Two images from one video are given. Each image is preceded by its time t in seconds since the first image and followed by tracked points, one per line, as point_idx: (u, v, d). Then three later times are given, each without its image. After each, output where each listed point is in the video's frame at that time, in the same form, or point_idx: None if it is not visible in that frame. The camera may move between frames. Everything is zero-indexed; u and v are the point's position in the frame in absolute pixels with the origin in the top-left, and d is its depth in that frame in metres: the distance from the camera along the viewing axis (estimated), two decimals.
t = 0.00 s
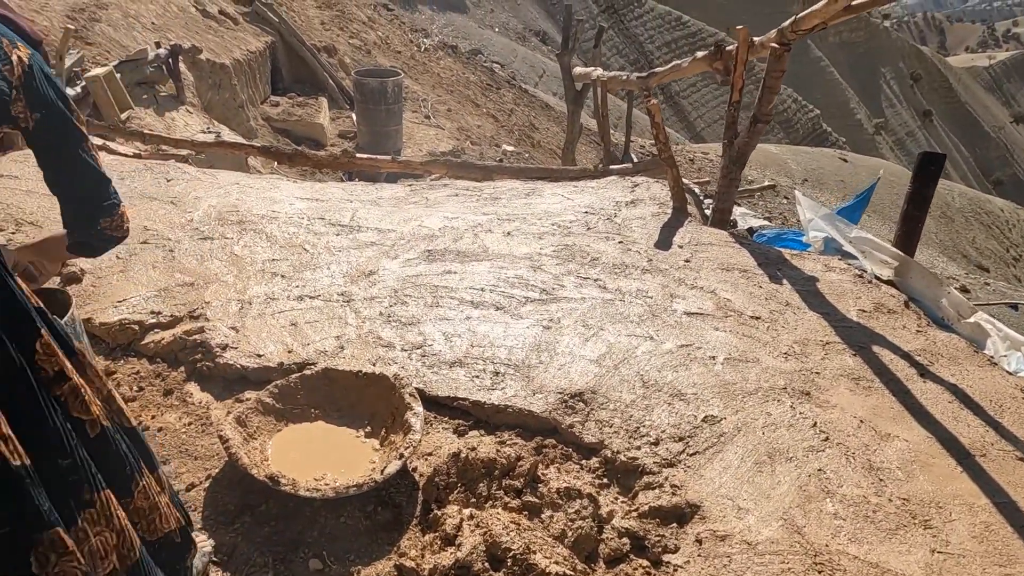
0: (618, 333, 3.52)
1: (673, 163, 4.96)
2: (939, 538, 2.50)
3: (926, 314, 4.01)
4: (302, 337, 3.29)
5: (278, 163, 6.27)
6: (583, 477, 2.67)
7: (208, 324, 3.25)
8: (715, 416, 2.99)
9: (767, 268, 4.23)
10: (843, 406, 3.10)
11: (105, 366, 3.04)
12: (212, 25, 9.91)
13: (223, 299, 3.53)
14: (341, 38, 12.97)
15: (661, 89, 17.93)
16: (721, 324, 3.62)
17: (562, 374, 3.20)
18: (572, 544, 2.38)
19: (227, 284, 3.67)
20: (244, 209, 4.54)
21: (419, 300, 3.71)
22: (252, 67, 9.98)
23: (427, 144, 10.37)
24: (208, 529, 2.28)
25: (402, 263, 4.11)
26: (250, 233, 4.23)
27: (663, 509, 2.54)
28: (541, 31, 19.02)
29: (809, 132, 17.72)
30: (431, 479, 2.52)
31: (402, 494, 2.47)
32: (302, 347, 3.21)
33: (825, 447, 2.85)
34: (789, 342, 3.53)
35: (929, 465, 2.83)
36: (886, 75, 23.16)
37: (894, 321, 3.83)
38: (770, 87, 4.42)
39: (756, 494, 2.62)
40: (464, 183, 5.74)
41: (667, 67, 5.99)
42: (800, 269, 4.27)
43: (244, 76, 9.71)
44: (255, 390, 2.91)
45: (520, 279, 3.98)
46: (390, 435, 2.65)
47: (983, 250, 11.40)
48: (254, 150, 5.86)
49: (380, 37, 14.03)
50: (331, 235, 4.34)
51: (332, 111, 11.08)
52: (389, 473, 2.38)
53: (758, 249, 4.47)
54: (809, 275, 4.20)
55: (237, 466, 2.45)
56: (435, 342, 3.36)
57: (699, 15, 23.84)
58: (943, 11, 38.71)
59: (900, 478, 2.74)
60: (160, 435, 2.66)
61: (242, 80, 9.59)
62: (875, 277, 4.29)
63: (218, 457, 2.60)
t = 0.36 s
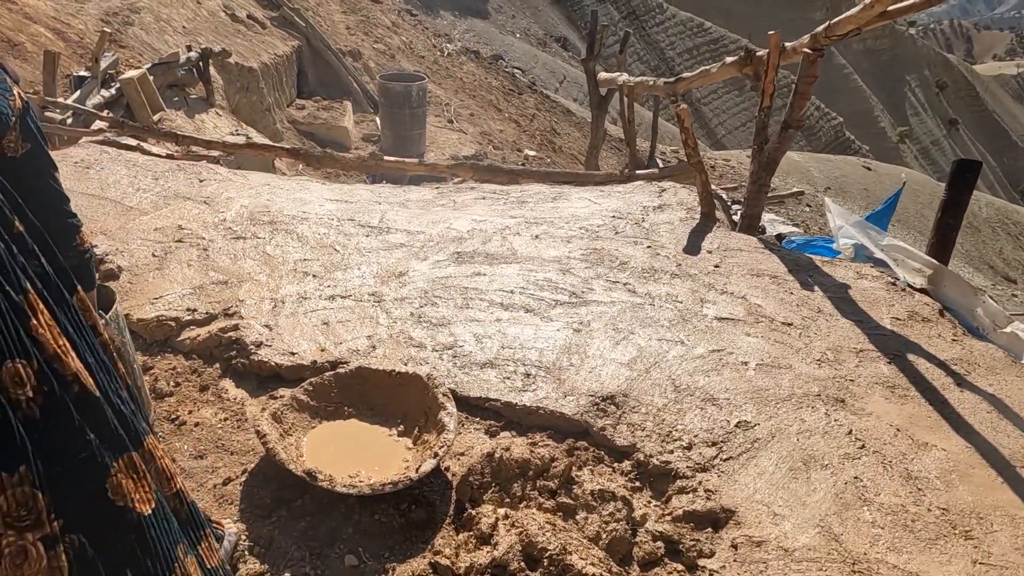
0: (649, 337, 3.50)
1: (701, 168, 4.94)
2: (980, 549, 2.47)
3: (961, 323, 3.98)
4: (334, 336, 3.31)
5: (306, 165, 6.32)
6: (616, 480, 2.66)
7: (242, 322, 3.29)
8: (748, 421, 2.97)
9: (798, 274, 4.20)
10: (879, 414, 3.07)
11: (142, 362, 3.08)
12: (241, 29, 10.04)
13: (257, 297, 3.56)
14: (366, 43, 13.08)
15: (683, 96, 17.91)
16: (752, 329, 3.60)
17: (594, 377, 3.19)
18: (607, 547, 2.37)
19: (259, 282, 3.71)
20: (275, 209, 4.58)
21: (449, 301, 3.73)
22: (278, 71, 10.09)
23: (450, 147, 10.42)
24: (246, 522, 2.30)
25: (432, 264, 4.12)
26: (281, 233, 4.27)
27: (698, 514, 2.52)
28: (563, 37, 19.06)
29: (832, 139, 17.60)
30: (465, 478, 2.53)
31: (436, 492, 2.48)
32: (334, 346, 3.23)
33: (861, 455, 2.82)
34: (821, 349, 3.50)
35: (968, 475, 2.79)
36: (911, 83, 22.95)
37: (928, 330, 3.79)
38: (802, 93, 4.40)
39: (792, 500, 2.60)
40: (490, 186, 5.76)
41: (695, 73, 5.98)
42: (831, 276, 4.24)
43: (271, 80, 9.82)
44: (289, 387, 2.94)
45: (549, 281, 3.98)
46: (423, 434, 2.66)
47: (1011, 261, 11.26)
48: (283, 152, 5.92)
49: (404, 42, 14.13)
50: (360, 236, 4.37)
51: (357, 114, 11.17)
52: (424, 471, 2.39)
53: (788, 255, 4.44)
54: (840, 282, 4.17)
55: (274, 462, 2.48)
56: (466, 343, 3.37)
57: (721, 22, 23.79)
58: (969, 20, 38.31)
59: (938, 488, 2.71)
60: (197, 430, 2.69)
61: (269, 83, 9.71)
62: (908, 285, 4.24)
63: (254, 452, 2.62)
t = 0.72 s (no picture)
0: (672, 341, 3.49)
1: (723, 172, 4.92)
2: (1010, 559, 2.44)
3: (989, 330, 3.95)
4: (358, 336, 3.33)
5: (327, 166, 6.36)
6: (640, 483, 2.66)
7: (267, 321, 3.32)
8: (773, 426, 2.95)
9: (821, 280, 4.18)
10: (905, 421, 3.04)
11: (169, 358, 3.12)
12: (263, 33, 10.14)
13: (281, 296, 3.59)
14: (385, 46, 13.16)
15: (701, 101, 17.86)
16: (776, 334, 3.58)
17: (616, 379, 3.19)
18: (631, 549, 2.37)
19: (284, 281, 3.73)
20: (298, 210, 4.62)
21: (472, 303, 3.74)
22: (299, 74, 10.18)
23: (468, 150, 10.45)
24: (272, 517, 2.32)
25: (454, 266, 4.14)
26: (305, 233, 4.30)
27: (722, 518, 2.51)
28: (581, 42, 19.08)
29: (852, 145, 17.47)
30: (489, 478, 2.54)
31: (459, 491, 2.49)
32: (358, 346, 3.25)
33: (888, 462, 2.80)
34: (846, 355, 3.48)
35: (997, 484, 2.76)
36: (932, 90, 22.76)
37: (955, 337, 3.75)
38: (826, 97, 4.39)
39: (817, 506, 2.58)
40: (511, 189, 5.77)
41: (717, 77, 5.96)
42: (855, 282, 4.21)
43: (292, 82, 9.91)
44: (313, 386, 2.96)
45: (571, 284, 3.98)
46: (447, 434, 2.67)
47: None
48: (305, 153, 5.96)
49: (423, 46, 14.20)
50: (383, 237, 4.39)
51: (376, 117, 11.23)
52: (448, 471, 2.39)
53: (811, 261, 4.42)
54: (864, 288, 4.14)
55: (300, 459, 2.49)
56: (489, 344, 3.39)
57: (740, 28, 23.73)
58: (991, 26, 37.96)
59: (967, 497, 2.68)
60: (224, 426, 2.71)
61: (289, 85, 9.79)
62: (933, 291, 4.21)
63: (279, 449, 2.64)
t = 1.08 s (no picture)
0: (683, 343, 3.47)
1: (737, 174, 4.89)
2: None
3: (1006, 336, 3.89)
4: (368, 335, 3.32)
5: (340, 166, 6.38)
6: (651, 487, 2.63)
7: (278, 318, 3.32)
8: (785, 431, 2.92)
9: (836, 283, 4.14)
10: (920, 428, 3.00)
11: (181, 355, 3.13)
12: (278, 33, 10.19)
13: (292, 294, 3.59)
14: (399, 47, 13.20)
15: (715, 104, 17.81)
16: (789, 338, 3.55)
17: (627, 382, 3.16)
18: (640, 552, 2.34)
19: (295, 279, 3.73)
20: (310, 208, 4.63)
21: (482, 303, 3.73)
22: (313, 74, 10.22)
23: (481, 152, 10.46)
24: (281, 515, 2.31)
25: (465, 266, 4.13)
26: (317, 232, 4.30)
27: (733, 523, 2.48)
28: (595, 44, 19.06)
29: (867, 150, 17.34)
30: (497, 479, 2.52)
31: (467, 491, 2.47)
32: (368, 345, 3.25)
33: (902, 468, 2.76)
34: (860, 360, 3.44)
35: (1014, 492, 2.72)
36: (948, 95, 22.57)
37: (972, 343, 3.70)
38: (843, 100, 4.34)
39: (830, 512, 2.54)
40: (523, 190, 5.76)
41: (732, 79, 5.92)
42: (870, 286, 4.16)
43: (306, 83, 9.95)
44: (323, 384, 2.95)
45: (582, 285, 3.96)
46: (455, 434, 2.66)
47: None
48: (318, 153, 5.98)
49: (437, 47, 14.23)
50: (394, 236, 4.38)
51: (389, 117, 11.27)
52: (457, 471, 2.38)
53: (825, 265, 4.37)
54: (879, 292, 4.10)
55: (309, 457, 2.49)
56: (499, 344, 3.37)
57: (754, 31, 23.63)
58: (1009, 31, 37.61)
59: (984, 505, 2.63)
60: (234, 424, 2.71)
61: (304, 86, 9.83)
62: (950, 297, 4.16)
63: (288, 447, 2.64)
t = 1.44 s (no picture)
0: (688, 345, 3.42)
1: (746, 175, 4.83)
2: None
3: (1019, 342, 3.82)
4: (370, 333, 3.30)
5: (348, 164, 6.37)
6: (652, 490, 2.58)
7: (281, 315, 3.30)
8: (789, 435, 2.87)
9: (845, 286, 4.08)
10: (929, 434, 2.94)
11: (182, 351, 3.12)
12: (290, 33, 10.22)
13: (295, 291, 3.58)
14: (411, 47, 13.20)
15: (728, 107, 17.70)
16: (795, 341, 3.49)
17: (630, 383, 3.12)
18: (638, 556, 2.31)
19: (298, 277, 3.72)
20: (316, 206, 4.62)
21: (486, 302, 3.70)
22: (324, 74, 10.22)
23: (491, 152, 10.43)
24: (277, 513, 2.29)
25: (469, 265, 4.10)
26: (322, 229, 4.29)
27: (734, 528, 2.43)
28: (607, 45, 19.01)
29: (882, 153, 17.18)
30: (495, 479, 2.48)
31: (465, 491, 2.44)
32: (369, 343, 3.22)
33: (909, 475, 2.70)
34: (868, 364, 3.38)
35: None
36: (965, 98, 22.34)
37: (984, 348, 3.63)
38: (854, 100, 4.28)
39: (834, 519, 2.49)
40: (530, 190, 5.72)
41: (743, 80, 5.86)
42: (880, 290, 4.10)
43: (317, 82, 9.96)
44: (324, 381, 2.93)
45: (587, 286, 3.92)
46: (454, 435, 2.63)
47: None
48: (326, 151, 5.97)
49: (448, 47, 14.21)
50: (399, 235, 4.36)
51: (400, 117, 11.26)
52: (454, 471, 2.35)
53: (835, 267, 4.31)
54: (889, 296, 4.03)
55: (306, 454, 2.46)
56: (501, 344, 3.34)
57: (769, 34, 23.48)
58: None
59: (992, 514, 2.57)
60: (233, 420, 2.70)
61: (315, 85, 9.84)
62: (962, 301, 4.09)
63: (287, 444, 2.62)
